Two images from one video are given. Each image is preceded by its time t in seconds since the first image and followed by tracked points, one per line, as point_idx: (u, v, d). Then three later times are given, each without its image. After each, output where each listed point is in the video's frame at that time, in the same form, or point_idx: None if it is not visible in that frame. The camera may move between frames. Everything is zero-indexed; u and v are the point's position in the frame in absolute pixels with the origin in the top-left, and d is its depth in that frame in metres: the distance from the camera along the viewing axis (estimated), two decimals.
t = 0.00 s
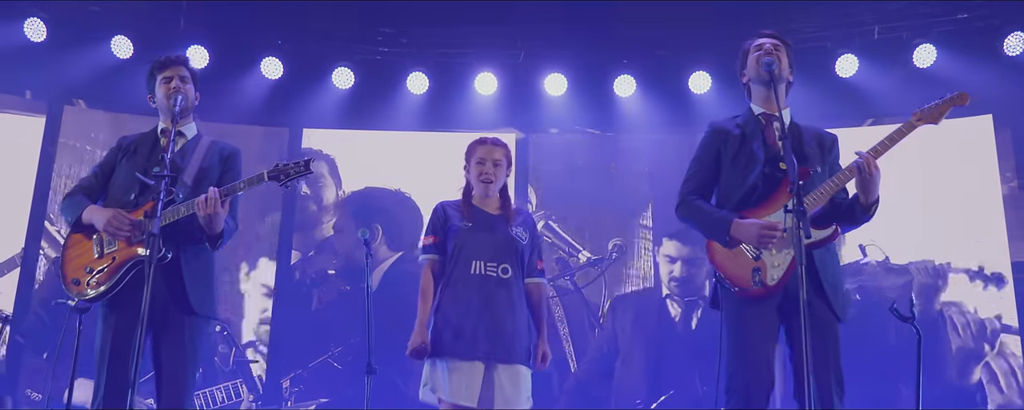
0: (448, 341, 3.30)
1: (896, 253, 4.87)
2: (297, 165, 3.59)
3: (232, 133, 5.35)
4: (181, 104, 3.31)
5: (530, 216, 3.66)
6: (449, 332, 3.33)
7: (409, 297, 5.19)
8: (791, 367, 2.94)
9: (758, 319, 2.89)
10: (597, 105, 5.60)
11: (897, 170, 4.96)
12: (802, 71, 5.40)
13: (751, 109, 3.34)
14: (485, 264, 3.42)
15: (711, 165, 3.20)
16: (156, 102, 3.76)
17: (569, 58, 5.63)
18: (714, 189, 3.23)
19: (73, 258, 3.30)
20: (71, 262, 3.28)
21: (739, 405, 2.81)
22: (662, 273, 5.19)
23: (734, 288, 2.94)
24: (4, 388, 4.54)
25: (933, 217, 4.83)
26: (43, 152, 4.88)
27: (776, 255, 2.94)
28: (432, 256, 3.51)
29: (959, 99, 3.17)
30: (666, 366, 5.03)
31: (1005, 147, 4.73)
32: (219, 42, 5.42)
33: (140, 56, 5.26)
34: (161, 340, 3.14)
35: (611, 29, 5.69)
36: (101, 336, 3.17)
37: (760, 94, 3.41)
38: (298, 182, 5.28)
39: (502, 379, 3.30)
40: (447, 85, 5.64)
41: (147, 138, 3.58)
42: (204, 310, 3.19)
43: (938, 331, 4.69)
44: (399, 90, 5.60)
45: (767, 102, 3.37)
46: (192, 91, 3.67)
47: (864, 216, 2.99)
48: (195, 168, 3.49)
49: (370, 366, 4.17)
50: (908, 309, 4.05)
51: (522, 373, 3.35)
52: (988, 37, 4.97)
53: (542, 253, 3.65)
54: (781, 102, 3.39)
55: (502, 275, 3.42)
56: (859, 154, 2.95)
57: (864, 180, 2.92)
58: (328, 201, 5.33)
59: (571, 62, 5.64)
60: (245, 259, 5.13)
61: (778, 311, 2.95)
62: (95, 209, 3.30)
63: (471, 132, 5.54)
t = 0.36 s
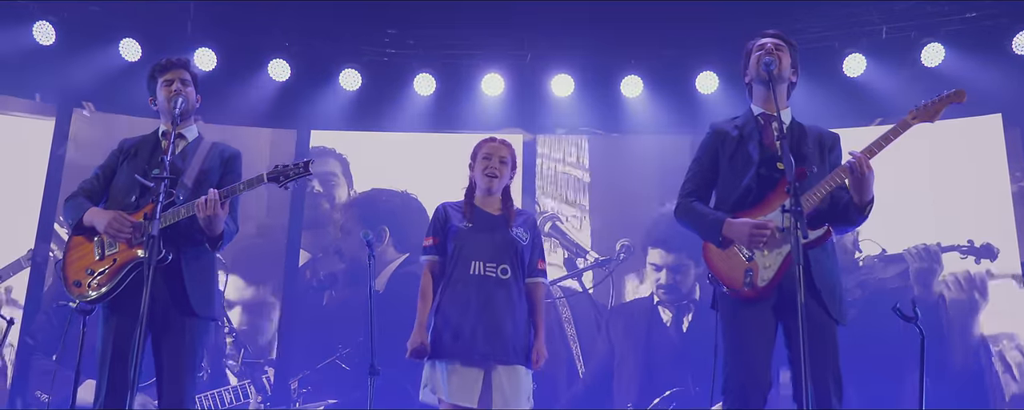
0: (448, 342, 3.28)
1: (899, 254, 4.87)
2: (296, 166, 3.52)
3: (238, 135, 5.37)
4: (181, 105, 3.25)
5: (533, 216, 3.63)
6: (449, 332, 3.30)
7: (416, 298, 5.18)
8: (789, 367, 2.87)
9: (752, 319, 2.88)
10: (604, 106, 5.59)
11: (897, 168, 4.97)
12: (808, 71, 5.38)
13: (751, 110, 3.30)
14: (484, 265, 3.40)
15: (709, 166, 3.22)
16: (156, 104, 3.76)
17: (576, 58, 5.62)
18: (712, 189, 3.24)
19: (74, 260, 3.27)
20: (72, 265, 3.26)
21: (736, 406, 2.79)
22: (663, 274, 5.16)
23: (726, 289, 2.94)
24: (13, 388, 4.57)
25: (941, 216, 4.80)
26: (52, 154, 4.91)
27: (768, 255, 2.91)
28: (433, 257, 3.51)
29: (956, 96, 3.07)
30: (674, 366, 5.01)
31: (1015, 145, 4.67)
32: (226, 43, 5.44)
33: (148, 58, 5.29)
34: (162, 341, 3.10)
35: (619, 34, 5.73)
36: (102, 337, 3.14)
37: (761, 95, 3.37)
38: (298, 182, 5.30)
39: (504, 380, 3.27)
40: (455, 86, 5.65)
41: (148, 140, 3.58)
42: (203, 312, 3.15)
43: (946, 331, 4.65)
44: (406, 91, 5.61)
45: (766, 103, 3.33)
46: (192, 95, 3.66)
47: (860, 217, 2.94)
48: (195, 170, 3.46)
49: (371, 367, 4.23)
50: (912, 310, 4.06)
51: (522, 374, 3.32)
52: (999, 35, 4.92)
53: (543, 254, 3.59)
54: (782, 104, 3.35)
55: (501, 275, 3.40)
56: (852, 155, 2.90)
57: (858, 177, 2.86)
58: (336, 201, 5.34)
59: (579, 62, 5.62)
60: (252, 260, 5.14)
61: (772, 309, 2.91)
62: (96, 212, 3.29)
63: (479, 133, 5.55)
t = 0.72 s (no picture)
0: (449, 344, 3.23)
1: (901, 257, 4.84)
2: (296, 163, 3.39)
3: (245, 137, 5.39)
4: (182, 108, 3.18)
5: (534, 217, 3.60)
6: (449, 333, 3.26)
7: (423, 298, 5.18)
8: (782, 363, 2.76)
9: (745, 319, 2.77)
10: (610, 107, 5.59)
11: (897, 169, 4.94)
12: (815, 72, 5.38)
13: (750, 114, 3.16)
14: (485, 266, 3.35)
15: (708, 166, 3.15)
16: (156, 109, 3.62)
17: (581, 61, 5.65)
18: (710, 190, 3.17)
19: (79, 263, 3.15)
20: (75, 270, 3.14)
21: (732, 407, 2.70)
22: (668, 274, 5.16)
23: (716, 291, 2.83)
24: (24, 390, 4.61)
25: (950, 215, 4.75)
26: (63, 157, 4.95)
27: (756, 257, 2.79)
28: (436, 259, 3.46)
29: (952, 99, 2.94)
30: (681, 366, 4.99)
31: None
32: (235, 47, 5.50)
33: (156, 62, 5.33)
34: (164, 343, 3.03)
35: (623, 31, 5.70)
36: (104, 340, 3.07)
37: (761, 100, 3.19)
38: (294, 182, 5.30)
39: (503, 382, 3.23)
40: (462, 87, 5.66)
41: (148, 144, 3.45)
42: (205, 313, 3.06)
43: (954, 333, 4.64)
44: (413, 93, 5.63)
45: (767, 105, 3.15)
46: (195, 103, 3.52)
47: (852, 221, 2.79)
48: (195, 172, 3.34)
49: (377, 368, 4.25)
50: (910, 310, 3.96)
51: (523, 375, 3.27)
52: (1006, 34, 4.91)
53: (546, 255, 3.55)
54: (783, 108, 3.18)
55: (502, 278, 3.34)
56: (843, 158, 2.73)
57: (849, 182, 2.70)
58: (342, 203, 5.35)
59: (586, 65, 5.65)
60: (259, 262, 5.16)
61: (765, 306, 2.81)
62: (98, 217, 3.17)
63: (486, 133, 5.55)
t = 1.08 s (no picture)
0: (445, 344, 3.22)
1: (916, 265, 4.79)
2: (294, 163, 3.37)
3: (248, 137, 5.40)
4: (181, 108, 3.17)
5: (531, 216, 3.57)
6: (446, 333, 3.24)
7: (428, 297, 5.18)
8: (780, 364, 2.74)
9: (740, 318, 2.76)
10: (614, 107, 5.60)
11: (897, 169, 4.94)
12: (819, 71, 5.36)
13: (744, 113, 3.15)
14: (483, 266, 3.33)
15: (703, 165, 3.12)
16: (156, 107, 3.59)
17: (586, 60, 5.65)
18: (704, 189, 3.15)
19: (79, 265, 3.12)
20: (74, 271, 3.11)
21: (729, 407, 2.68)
22: (670, 272, 5.15)
23: (711, 289, 2.82)
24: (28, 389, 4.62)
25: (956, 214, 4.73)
26: (68, 157, 4.97)
27: (752, 256, 2.77)
28: (433, 258, 3.41)
29: (947, 102, 2.88)
30: (686, 364, 4.97)
31: None
32: (239, 47, 5.51)
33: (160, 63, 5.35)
34: (163, 342, 3.01)
35: (626, 29, 5.69)
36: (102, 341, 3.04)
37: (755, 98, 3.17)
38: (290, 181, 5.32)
39: (501, 383, 3.22)
40: (466, 87, 5.67)
41: (146, 145, 3.44)
42: (205, 312, 3.04)
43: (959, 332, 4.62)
44: (418, 93, 5.64)
45: (761, 104, 3.13)
46: (194, 102, 3.50)
47: (846, 222, 2.80)
48: (193, 173, 3.32)
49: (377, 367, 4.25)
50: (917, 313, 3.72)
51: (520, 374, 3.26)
52: (1012, 32, 4.90)
53: (544, 254, 3.51)
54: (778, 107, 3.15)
55: (500, 277, 3.32)
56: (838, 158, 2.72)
57: (845, 182, 2.70)
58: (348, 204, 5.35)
59: (590, 65, 5.66)
60: (264, 262, 5.17)
61: (764, 305, 2.79)
62: (96, 219, 3.14)
63: (490, 133, 5.55)
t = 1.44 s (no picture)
0: (442, 342, 3.21)
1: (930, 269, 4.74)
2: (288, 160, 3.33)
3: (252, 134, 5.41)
4: (178, 105, 3.13)
5: (528, 213, 3.57)
6: (443, 330, 3.23)
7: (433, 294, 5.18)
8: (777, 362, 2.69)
9: (737, 318, 2.76)
10: (618, 104, 5.60)
11: (905, 165, 4.89)
12: (824, 67, 5.35)
13: (738, 110, 3.14)
14: (479, 264, 3.32)
15: (699, 161, 3.05)
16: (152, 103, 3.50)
17: (589, 58, 5.67)
18: (700, 184, 3.08)
19: (76, 263, 3.10)
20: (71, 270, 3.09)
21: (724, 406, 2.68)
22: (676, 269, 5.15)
23: (713, 286, 2.81)
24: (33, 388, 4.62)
25: (964, 210, 4.70)
26: (73, 155, 4.97)
27: (755, 254, 2.76)
28: (429, 256, 3.39)
29: (947, 101, 2.81)
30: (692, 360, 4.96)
31: None
32: (243, 45, 5.56)
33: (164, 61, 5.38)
34: (160, 340, 2.97)
35: (629, 26, 5.67)
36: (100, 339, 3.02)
37: (748, 94, 3.17)
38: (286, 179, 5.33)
39: (499, 381, 3.19)
40: (470, 85, 5.69)
41: (144, 142, 3.39)
42: (203, 310, 3.02)
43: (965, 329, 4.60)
44: (422, 91, 5.66)
45: (755, 102, 3.14)
46: (192, 100, 3.44)
47: (847, 218, 2.78)
48: (189, 172, 3.27)
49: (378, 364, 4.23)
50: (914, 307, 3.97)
51: (517, 370, 3.25)
52: (1015, 29, 4.89)
53: (541, 251, 3.51)
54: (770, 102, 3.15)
55: (496, 273, 3.32)
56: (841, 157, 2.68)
57: (846, 180, 2.67)
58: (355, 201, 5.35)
59: (594, 63, 5.68)
60: (269, 259, 5.19)
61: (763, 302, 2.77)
62: (91, 220, 3.09)
63: (495, 131, 5.55)
